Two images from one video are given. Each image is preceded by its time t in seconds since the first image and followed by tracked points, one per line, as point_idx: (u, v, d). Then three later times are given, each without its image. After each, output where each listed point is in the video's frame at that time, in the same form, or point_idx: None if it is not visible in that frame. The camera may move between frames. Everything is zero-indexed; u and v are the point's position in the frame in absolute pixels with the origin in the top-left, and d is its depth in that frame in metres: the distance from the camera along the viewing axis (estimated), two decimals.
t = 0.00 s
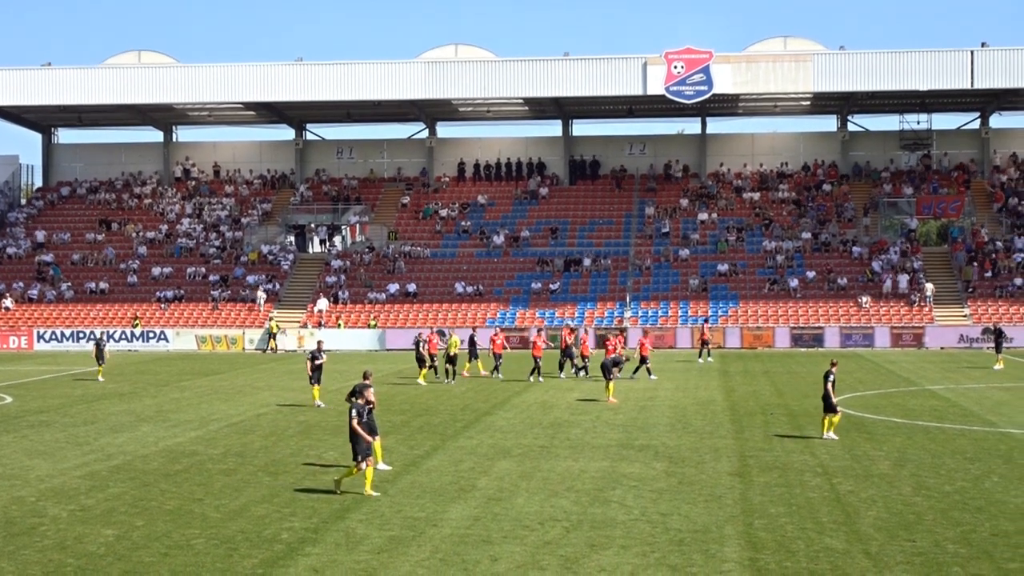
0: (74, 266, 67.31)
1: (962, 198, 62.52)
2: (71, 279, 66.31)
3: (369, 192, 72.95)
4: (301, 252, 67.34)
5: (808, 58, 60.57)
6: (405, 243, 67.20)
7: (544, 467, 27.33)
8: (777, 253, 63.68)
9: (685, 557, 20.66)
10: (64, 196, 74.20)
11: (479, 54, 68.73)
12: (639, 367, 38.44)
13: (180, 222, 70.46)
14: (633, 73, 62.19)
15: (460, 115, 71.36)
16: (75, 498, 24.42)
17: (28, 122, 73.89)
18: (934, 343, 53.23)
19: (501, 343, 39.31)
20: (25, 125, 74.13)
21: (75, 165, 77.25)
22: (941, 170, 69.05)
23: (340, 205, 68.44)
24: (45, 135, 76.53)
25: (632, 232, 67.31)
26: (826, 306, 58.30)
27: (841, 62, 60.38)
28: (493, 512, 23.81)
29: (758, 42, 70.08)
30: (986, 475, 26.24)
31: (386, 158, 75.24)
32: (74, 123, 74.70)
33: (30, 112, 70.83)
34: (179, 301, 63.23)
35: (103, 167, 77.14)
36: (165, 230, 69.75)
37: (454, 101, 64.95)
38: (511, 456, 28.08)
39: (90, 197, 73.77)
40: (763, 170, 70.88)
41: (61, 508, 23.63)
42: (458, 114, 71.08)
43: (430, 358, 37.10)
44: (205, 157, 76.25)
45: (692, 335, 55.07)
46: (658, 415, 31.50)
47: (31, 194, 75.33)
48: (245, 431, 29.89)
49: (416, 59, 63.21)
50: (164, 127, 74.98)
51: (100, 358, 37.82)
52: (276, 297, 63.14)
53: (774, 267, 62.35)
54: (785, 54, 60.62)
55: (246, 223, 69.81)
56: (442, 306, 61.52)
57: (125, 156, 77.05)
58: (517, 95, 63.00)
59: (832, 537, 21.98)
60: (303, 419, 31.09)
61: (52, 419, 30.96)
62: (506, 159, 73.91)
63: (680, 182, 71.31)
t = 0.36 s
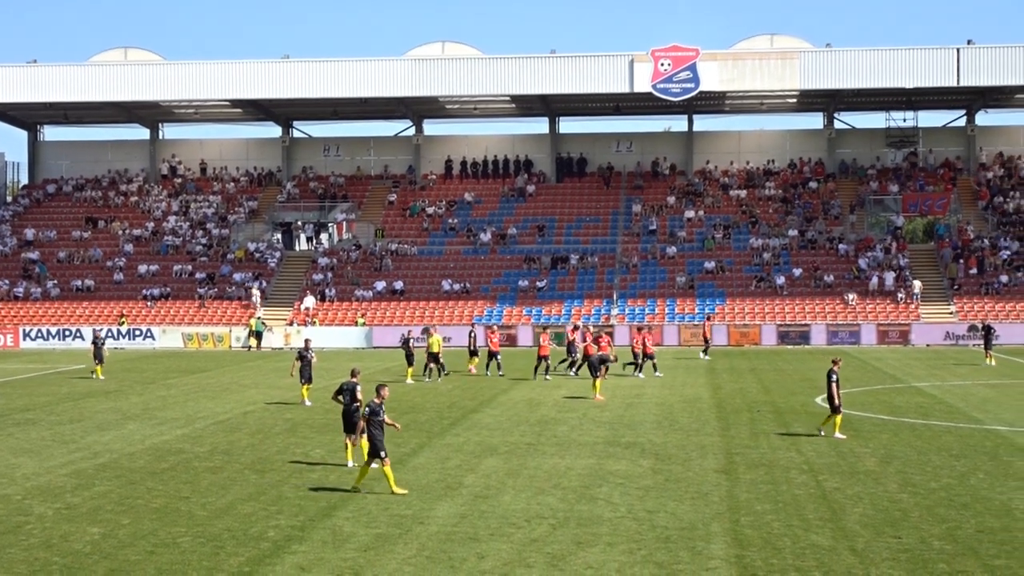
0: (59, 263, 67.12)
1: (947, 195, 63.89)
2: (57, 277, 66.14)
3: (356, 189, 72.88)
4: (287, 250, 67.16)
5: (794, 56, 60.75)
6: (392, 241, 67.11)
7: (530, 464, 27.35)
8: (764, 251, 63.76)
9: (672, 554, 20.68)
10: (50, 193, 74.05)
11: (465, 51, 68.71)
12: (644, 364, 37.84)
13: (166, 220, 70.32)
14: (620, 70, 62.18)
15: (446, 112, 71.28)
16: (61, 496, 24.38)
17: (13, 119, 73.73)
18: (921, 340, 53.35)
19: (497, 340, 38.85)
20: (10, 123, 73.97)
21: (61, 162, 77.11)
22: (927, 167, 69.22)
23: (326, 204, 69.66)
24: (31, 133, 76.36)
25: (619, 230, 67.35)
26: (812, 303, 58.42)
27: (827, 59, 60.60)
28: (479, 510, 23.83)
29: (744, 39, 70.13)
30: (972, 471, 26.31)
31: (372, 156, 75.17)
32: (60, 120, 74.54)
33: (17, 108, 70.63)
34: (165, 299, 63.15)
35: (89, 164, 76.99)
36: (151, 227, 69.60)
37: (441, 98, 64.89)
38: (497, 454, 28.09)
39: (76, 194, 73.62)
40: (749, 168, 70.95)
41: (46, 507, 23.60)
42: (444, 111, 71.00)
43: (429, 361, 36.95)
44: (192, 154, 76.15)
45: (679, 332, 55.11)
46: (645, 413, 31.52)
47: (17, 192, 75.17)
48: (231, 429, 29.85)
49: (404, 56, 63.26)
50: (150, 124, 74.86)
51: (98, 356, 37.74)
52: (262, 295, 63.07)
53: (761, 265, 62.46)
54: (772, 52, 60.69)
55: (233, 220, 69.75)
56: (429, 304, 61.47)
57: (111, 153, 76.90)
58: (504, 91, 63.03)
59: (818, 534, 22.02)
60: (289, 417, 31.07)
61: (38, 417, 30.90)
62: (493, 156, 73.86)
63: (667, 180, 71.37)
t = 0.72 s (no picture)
0: (39, 259, 66.86)
1: (928, 197, 63.08)
2: (37, 272, 65.87)
3: (338, 186, 72.84)
4: (269, 247, 66.92)
5: (776, 56, 60.90)
6: (374, 238, 66.99)
7: (511, 462, 27.35)
8: (745, 250, 63.93)
9: (652, 553, 20.71)
10: (30, 188, 73.83)
11: (448, 49, 68.70)
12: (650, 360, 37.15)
13: (148, 216, 70.11)
14: (603, 69, 62.22)
15: (428, 109, 71.23)
16: (40, 492, 24.30)
17: None
18: (901, 339, 53.53)
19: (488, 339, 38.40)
20: None
21: (42, 157, 76.88)
22: (908, 168, 69.63)
23: (308, 200, 68.89)
24: (12, 128, 76.10)
25: (601, 228, 67.48)
26: (793, 303, 58.62)
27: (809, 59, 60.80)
28: (460, 508, 23.83)
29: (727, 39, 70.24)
30: (951, 471, 26.41)
31: (354, 152, 75.16)
32: (41, 115, 74.32)
33: None
34: (146, 294, 63.02)
35: (70, 159, 76.76)
36: (132, 223, 69.42)
37: (423, 96, 64.92)
38: (478, 452, 28.08)
39: (57, 189, 73.41)
40: (732, 167, 71.12)
41: (24, 503, 23.51)
42: (427, 108, 70.95)
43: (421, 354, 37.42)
44: (174, 150, 75.95)
45: (660, 332, 55.21)
46: (626, 411, 31.54)
47: None
48: (212, 425, 29.77)
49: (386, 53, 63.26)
50: (132, 120, 74.64)
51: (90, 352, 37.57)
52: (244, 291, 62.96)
53: (742, 264, 62.65)
54: (754, 52, 60.79)
55: (214, 216, 69.68)
56: (411, 301, 61.40)
57: (93, 149, 76.68)
58: (486, 90, 63.00)
59: (798, 533, 22.07)
60: (270, 413, 30.99)
61: (16, 413, 30.78)
62: (475, 154, 73.87)
63: (649, 178, 71.54)
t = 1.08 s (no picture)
0: (17, 255, 66.66)
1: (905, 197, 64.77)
2: (14, 269, 65.61)
3: (317, 184, 72.85)
4: (247, 244, 67.12)
5: (756, 56, 60.95)
6: (352, 236, 66.90)
7: (488, 461, 27.36)
8: (724, 250, 64.17)
9: (628, 551, 20.74)
10: (8, 185, 73.60)
11: (427, 48, 68.64)
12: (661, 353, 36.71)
13: (126, 213, 69.97)
14: (582, 69, 62.22)
15: (408, 107, 71.15)
16: (16, 489, 24.23)
17: None
18: (878, 339, 53.63)
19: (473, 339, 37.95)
20: None
21: (20, 154, 76.66)
22: (886, 169, 70.10)
23: (287, 198, 68.42)
24: None
25: (580, 228, 67.59)
26: (770, 303, 58.73)
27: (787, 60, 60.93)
28: (436, 506, 23.84)
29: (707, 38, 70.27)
30: (927, 471, 26.50)
31: (334, 150, 75.12)
32: (20, 111, 74.08)
33: None
34: (123, 292, 62.87)
35: (48, 156, 76.51)
36: (110, 220, 69.28)
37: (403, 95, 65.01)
38: (455, 450, 28.09)
39: (34, 186, 73.20)
40: (710, 167, 71.33)
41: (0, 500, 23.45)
42: (407, 107, 70.88)
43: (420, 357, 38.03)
44: (152, 147, 75.66)
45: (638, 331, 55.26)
46: (603, 410, 31.57)
47: None
48: (189, 423, 29.74)
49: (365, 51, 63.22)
50: (111, 116, 74.42)
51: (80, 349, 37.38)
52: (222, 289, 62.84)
53: (720, 264, 62.82)
54: (733, 52, 60.91)
55: (192, 214, 69.61)
56: (388, 299, 61.24)
57: (71, 146, 76.43)
58: (464, 89, 62.99)
59: (774, 532, 22.13)
60: (247, 411, 30.96)
61: None
62: (454, 153, 73.88)
63: (628, 179, 71.78)
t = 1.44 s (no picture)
0: None
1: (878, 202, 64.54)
2: None
3: (289, 184, 72.68)
4: (219, 244, 66.48)
5: (729, 59, 61.36)
6: (324, 236, 66.81)
7: (460, 462, 27.36)
8: (696, 252, 64.50)
9: (599, 553, 20.76)
10: None
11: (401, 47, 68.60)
12: (665, 362, 37.37)
13: (97, 211, 69.70)
14: (556, 71, 62.34)
15: (381, 108, 71.08)
16: None
17: None
18: (848, 342, 53.95)
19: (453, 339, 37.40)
20: None
21: None
22: (858, 172, 70.74)
23: (259, 197, 67.85)
24: None
25: (552, 229, 67.73)
26: (743, 305, 59.28)
27: (760, 64, 61.36)
28: (407, 507, 23.81)
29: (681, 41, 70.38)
30: (896, 474, 26.60)
31: (307, 150, 74.95)
32: None
33: None
34: (94, 290, 62.57)
35: (18, 153, 76.05)
36: (81, 219, 69.00)
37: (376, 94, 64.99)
38: (426, 451, 28.08)
39: (5, 183, 72.79)
40: (683, 169, 71.65)
41: None
42: (381, 107, 70.81)
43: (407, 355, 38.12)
44: (124, 146, 75.48)
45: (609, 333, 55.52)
46: (575, 411, 31.59)
47: None
48: (159, 422, 29.65)
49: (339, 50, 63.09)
50: (83, 113, 74.09)
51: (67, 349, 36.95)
52: (194, 288, 62.62)
53: (693, 266, 63.15)
54: (707, 54, 61.33)
55: (164, 212, 69.38)
56: (360, 300, 61.15)
57: (42, 143, 76.00)
58: (437, 89, 62.99)
59: (744, 534, 22.18)
60: (218, 411, 30.88)
61: None
62: (428, 153, 73.81)
63: (602, 180, 71.98)
